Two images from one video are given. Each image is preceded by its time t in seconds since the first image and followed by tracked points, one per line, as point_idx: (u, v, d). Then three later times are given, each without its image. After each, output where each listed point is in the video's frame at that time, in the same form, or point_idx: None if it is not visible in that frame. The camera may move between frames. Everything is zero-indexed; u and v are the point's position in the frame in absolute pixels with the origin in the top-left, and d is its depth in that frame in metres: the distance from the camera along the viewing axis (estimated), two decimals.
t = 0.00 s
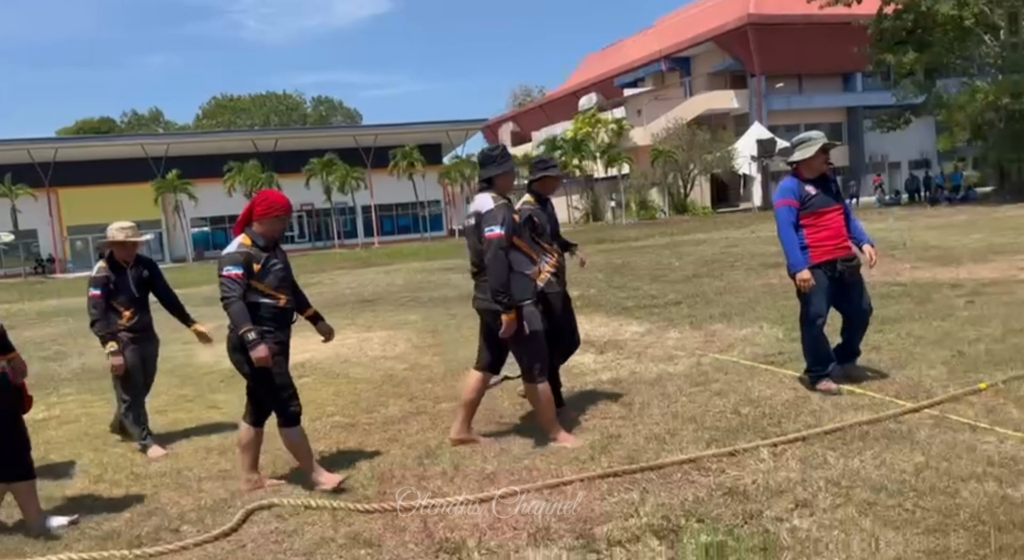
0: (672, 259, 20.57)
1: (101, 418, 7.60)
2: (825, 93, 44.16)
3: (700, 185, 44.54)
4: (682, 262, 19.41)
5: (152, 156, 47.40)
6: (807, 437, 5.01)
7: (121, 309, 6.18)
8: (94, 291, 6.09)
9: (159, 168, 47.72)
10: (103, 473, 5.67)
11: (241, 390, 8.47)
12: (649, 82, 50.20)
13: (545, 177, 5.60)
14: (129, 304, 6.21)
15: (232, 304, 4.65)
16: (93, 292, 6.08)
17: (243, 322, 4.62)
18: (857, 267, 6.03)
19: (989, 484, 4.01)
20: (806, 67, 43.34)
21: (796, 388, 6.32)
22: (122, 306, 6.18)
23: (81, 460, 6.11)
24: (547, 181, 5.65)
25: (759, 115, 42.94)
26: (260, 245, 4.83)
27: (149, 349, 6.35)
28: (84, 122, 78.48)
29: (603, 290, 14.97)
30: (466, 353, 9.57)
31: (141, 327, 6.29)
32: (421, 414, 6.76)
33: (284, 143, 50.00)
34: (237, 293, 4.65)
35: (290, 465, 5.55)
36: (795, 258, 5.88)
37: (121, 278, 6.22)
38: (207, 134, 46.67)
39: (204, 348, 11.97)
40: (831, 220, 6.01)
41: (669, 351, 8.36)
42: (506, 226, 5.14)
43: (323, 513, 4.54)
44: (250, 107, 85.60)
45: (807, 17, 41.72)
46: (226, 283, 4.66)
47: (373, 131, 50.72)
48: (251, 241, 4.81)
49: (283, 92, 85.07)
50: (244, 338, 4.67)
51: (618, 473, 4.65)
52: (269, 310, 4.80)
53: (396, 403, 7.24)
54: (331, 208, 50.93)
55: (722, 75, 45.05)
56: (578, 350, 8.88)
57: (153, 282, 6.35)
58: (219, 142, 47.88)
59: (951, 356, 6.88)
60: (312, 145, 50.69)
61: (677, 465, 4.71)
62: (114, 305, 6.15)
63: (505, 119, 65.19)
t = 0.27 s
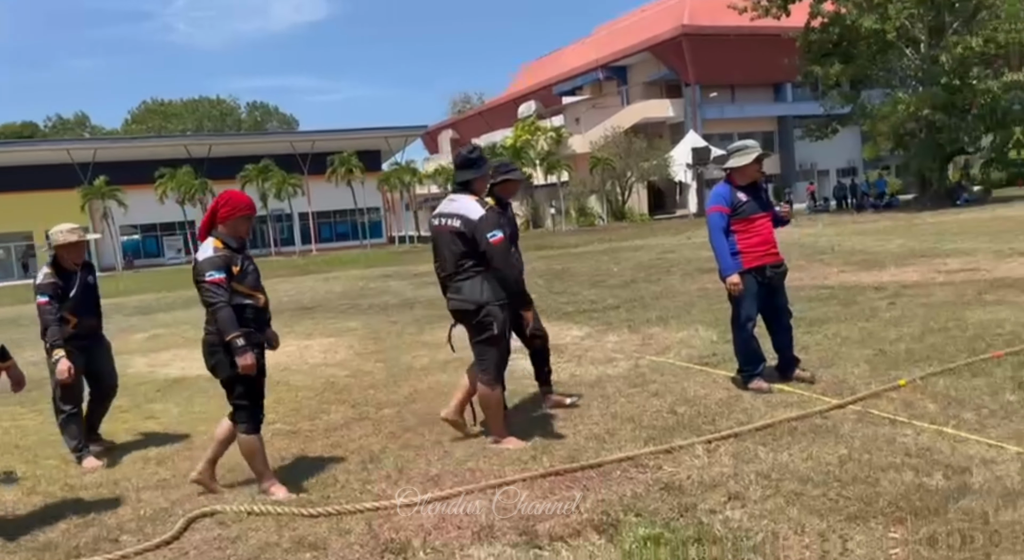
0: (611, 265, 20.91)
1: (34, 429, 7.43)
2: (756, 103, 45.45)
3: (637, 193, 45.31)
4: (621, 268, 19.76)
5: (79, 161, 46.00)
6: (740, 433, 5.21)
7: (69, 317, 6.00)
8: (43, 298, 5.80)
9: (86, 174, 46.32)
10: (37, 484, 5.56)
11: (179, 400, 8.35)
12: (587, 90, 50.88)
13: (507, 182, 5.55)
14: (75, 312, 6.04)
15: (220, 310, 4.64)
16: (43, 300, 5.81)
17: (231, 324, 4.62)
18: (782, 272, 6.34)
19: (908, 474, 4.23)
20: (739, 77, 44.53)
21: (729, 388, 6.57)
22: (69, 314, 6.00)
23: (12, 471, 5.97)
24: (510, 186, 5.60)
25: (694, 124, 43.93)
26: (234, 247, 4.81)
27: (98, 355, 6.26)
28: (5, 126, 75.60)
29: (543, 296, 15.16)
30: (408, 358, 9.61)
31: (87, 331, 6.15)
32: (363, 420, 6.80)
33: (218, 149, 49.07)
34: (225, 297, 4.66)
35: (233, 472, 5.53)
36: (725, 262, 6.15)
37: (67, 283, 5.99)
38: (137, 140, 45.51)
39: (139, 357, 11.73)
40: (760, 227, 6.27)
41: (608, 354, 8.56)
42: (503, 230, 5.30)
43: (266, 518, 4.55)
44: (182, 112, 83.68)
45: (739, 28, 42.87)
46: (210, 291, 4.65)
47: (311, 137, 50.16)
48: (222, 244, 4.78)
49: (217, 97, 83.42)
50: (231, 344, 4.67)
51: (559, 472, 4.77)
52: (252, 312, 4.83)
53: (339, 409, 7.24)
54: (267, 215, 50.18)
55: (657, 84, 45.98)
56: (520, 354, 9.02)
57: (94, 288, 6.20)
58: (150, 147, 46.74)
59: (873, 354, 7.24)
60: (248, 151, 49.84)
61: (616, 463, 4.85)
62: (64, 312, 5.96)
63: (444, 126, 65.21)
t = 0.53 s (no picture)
0: (555, 273, 21.15)
1: None
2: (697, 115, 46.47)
3: (581, 202, 45.85)
4: (565, 276, 20.01)
5: (8, 166, 44.50)
6: (674, 436, 5.42)
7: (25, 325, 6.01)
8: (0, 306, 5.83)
9: (15, 179, 44.83)
10: None
11: (117, 409, 8.24)
12: (531, 100, 51.34)
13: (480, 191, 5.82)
14: (33, 320, 6.07)
15: (220, 305, 4.67)
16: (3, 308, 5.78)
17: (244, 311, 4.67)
18: (719, 280, 6.59)
19: (830, 472, 4.46)
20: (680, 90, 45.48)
21: (666, 392, 6.78)
22: (26, 321, 6.02)
23: None
24: (479, 196, 5.87)
25: (637, 135, 44.68)
26: (210, 250, 4.91)
27: (54, 360, 6.31)
28: None
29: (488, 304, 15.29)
30: (353, 366, 9.63)
31: (41, 338, 6.18)
32: (306, 428, 6.82)
33: (155, 155, 48.02)
34: (221, 292, 4.72)
35: (175, 481, 5.51)
36: (665, 271, 6.35)
37: (29, 291, 6.05)
38: (70, 145, 44.27)
39: (73, 368, 11.48)
40: (698, 236, 6.48)
41: (551, 360, 8.72)
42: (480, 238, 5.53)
43: (208, 525, 4.56)
44: (117, 116, 81.57)
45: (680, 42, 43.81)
46: (203, 287, 4.72)
47: (252, 143, 49.45)
48: (199, 246, 4.86)
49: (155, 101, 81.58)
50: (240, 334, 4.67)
51: (500, 475, 4.89)
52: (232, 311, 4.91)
53: (282, 417, 7.25)
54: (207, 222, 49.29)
55: (601, 95, 46.66)
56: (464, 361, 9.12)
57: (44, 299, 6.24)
58: (84, 152, 45.52)
59: (803, 359, 7.54)
60: (187, 157, 48.86)
61: (555, 465, 5.00)
62: (20, 320, 5.97)
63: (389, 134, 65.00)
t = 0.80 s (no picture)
0: (524, 279, 21.34)
1: None
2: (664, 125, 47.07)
3: (550, 210, 46.17)
4: (533, 283, 20.22)
5: None
6: (634, 436, 5.60)
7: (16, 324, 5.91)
8: None
9: None
10: None
11: (80, 414, 8.23)
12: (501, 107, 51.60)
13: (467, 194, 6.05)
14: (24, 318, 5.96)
15: (216, 305, 4.83)
16: None
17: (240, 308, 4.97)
18: (683, 285, 6.79)
19: (780, 469, 4.66)
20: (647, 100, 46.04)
21: (626, 394, 6.98)
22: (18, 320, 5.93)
23: None
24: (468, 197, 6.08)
25: (605, 143, 45.17)
26: (206, 252, 5.00)
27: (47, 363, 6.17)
28: None
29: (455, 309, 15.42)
30: (320, 371, 9.71)
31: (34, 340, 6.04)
32: (272, 431, 6.90)
33: (120, 158, 47.45)
34: (223, 291, 4.88)
35: (141, 482, 5.56)
36: (635, 274, 6.49)
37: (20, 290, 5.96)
38: (32, 147, 43.61)
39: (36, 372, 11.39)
40: (664, 242, 6.69)
41: (516, 365, 8.89)
42: (454, 233, 5.62)
43: (175, 524, 4.64)
44: (80, 118, 80.42)
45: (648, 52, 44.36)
46: (200, 289, 4.84)
47: (219, 148, 49.08)
48: (194, 248, 4.96)
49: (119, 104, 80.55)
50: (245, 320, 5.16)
51: (463, 474, 5.03)
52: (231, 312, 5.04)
53: (250, 420, 7.33)
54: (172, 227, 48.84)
55: (570, 104, 47.09)
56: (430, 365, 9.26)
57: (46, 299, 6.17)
58: (47, 155, 44.87)
59: (759, 364, 7.78)
60: (152, 161, 48.35)
61: (517, 465, 5.15)
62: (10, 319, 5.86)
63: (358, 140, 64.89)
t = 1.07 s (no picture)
0: (499, 284, 21.51)
1: None
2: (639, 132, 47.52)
3: (526, 215, 46.42)
4: (508, 288, 20.40)
5: None
6: (603, 436, 5.78)
7: (28, 321, 5.95)
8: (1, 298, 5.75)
9: None
10: None
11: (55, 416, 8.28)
12: (478, 113, 51.80)
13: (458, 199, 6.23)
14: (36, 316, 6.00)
15: (225, 300, 5.01)
16: (2, 299, 5.73)
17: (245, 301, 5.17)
18: (657, 290, 6.96)
19: (741, 467, 4.87)
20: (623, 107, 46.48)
21: (597, 396, 7.17)
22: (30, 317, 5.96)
23: None
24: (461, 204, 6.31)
25: (581, 149, 45.57)
26: (212, 251, 5.16)
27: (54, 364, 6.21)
28: None
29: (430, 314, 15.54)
30: (296, 374, 9.81)
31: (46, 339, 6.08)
32: (249, 432, 7.01)
33: (92, 160, 46.99)
34: (231, 288, 5.06)
35: (120, 482, 5.67)
36: (610, 279, 6.67)
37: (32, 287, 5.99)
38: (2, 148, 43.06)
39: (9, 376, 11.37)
40: (640, 246, 6.85)
41: (490, 368, 9.07)
42: (435, 234, 5.68)
43: (156, 521, 4.76)
44: (51, 120, 79.42)
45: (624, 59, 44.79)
46: (208, 287, 5.01)
47: (193, 151, 48.76)
48: (201, 248, 5.12)
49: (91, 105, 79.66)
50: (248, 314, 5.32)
51: (438, 473, 5.19)
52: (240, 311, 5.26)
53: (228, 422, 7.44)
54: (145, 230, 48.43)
55: (546, 110, 47.42)
56: (405, 368, 9.40)
57: (60, 294, 6.24)
58: (16, 156, 44.31)
59: (725, 368, 8.00)
60: (125, 163, 47.95)
61: (489, 464, 5.32)
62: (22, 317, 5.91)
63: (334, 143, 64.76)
